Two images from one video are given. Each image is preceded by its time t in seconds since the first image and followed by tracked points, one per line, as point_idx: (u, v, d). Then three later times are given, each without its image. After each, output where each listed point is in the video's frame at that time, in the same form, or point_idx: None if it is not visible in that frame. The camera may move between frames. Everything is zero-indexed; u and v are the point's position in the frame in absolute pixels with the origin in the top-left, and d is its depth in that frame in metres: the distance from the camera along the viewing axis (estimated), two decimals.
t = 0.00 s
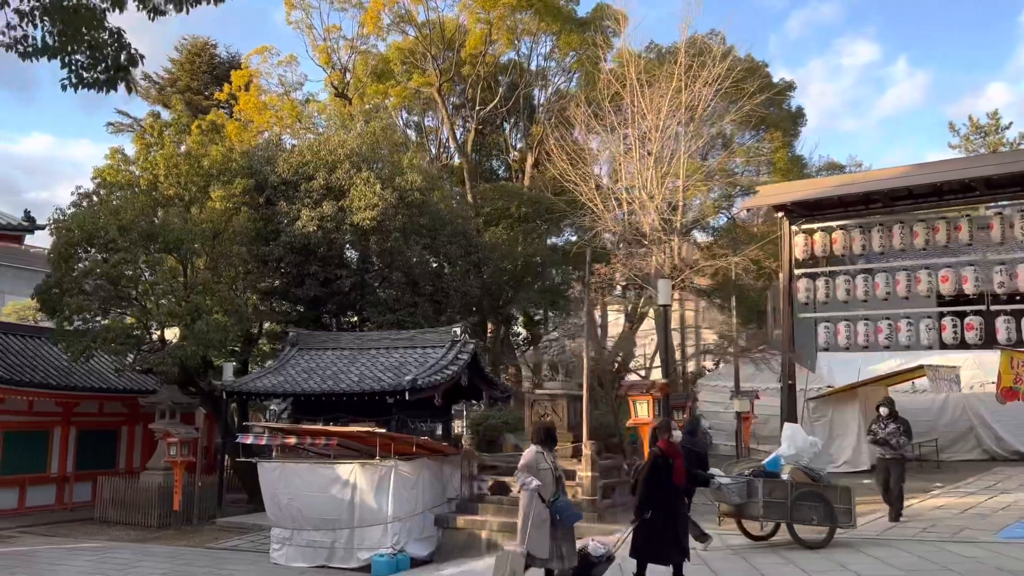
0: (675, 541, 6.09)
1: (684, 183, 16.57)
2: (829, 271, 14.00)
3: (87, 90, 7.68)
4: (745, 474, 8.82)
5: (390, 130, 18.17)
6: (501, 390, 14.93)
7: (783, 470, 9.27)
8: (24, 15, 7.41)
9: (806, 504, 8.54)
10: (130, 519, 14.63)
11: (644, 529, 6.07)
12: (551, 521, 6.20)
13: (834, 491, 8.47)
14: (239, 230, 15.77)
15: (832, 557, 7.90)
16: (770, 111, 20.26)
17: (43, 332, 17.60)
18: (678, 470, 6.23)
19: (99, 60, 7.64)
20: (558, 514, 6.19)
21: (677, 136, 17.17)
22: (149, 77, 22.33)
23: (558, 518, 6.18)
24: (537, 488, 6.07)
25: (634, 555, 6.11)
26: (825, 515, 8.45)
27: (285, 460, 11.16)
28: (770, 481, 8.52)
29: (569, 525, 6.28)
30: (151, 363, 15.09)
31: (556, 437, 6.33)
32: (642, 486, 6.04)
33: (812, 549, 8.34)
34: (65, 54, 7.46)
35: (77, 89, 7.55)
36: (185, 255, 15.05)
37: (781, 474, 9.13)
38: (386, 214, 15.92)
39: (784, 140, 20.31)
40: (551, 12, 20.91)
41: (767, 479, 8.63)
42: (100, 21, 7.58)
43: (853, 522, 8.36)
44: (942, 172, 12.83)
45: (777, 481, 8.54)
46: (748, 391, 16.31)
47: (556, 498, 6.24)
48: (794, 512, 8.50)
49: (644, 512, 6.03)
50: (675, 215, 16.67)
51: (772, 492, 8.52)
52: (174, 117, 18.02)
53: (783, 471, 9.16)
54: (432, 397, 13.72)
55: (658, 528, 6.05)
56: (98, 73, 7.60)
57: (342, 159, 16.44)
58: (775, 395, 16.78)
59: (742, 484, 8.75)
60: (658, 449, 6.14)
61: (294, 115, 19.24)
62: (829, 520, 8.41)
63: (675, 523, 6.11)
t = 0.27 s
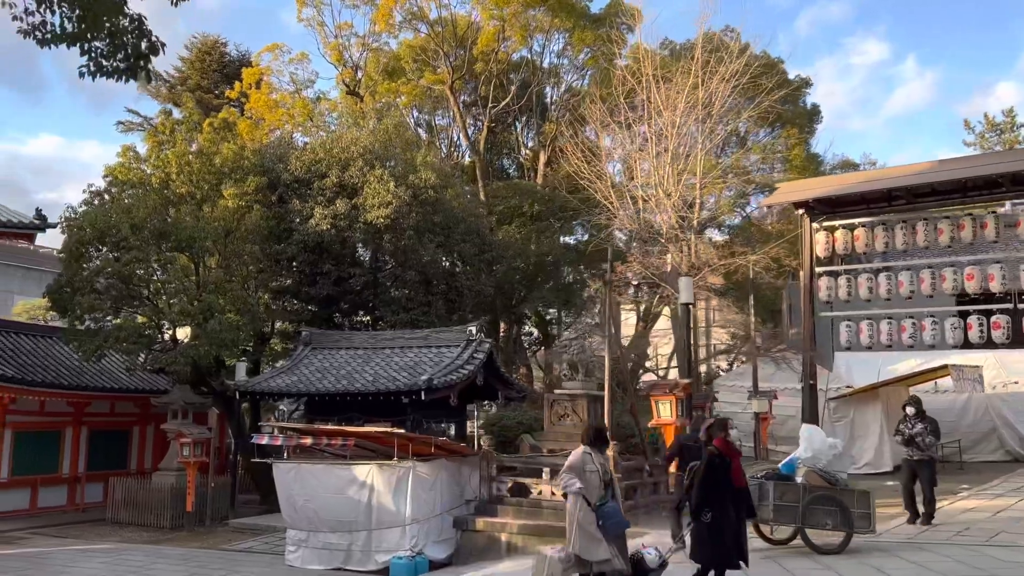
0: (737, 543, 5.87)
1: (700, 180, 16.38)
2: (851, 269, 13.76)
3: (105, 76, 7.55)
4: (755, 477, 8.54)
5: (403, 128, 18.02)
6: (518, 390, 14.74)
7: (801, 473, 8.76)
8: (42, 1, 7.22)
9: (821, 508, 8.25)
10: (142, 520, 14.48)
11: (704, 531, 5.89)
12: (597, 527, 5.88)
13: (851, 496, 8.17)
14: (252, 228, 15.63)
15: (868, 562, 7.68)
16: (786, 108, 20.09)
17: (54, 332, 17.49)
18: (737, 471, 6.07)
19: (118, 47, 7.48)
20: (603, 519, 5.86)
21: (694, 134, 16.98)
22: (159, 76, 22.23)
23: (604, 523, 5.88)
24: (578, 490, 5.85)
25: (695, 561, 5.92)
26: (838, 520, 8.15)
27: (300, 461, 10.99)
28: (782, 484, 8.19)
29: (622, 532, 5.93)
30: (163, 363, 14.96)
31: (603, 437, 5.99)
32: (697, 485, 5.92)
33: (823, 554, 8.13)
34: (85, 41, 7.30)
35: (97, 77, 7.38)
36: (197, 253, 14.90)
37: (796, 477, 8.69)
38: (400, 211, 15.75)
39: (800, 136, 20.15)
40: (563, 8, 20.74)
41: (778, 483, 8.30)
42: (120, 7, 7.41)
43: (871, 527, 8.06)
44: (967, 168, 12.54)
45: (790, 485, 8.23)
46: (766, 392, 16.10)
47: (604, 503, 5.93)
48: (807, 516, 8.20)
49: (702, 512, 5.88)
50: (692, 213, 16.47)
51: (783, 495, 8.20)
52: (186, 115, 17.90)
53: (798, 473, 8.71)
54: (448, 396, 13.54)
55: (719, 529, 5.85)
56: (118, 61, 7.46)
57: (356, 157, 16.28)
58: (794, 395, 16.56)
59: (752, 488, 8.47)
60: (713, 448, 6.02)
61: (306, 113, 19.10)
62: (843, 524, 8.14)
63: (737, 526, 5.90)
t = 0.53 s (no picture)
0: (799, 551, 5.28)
1: (717, 178, 16.18)
2: (872, 267, 13.49)
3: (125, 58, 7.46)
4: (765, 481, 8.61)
5: (415, 126, 17.85)
6: (533, 390, 14.55)
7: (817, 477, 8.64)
8: None
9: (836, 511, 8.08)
10: (153, 521, 14.30)
11: (761, 539, 5.36)
12: (659, 532, 5.96)
13: (866, 498, 7.93)
14: (264, 226, 15.46)
15: (905, 566, 7.47)
16: (801, 105, 19.91)
17: (63, 331, 17.34)
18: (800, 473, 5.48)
19: (140, 32, 7.38)
20: (664, 525, 5.93)
21: (709, 131, 16.79)
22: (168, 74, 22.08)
23: (666, 528, 5.94)
24: (636, 495, 5.87)
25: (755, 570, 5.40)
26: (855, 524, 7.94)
27: (316, 462, 10.80)
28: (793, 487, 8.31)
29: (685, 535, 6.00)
30: (174, 363, 14.79)
31: (656, 441, 6.00)
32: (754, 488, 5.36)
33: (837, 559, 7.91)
34: (107, 25, 7.20)
35: (118, 61, 7.28)
36: (208, 252, 14.74)
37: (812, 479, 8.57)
38: (413, 209, 15.56)
39: (815, 133, 19.97)
40: (575, 5, 20.62)
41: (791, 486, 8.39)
42: None
43: (889, 530, 7.82)
44: (992, 163, 12.28)
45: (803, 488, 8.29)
46: (784, 392, 15.89)
47: (663, 507, 5.99)
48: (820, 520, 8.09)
49: (757, 519, 5.34)
50: (708, 211, 16.27)
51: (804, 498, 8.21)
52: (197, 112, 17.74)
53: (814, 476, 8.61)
54: (463, 396, 13.35)
55: (777, 538, 5.29)
56: (140, 47, 7.37)
57: (368, 154, 16.10)
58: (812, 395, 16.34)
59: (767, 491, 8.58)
60: (772, 449, 5.44)
61: (316, 111, 18.94)
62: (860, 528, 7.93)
63: (799, 536, 5.30)
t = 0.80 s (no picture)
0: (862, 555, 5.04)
1: (731, 174, 16.00)
2: (892, 264, 13.24)
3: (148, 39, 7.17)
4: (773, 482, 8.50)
5: (425, 122, 17.69)
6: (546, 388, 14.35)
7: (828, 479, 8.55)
8: None
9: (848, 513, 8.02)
10: (162, 521, 14.13)
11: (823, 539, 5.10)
12: (708, 534, 5.54)
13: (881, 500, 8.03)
14: (274, 223, 15.29)
15: (940, 568, 7.26)
16: (814, 101, 19.73)
17: (71, 329, 17.19)
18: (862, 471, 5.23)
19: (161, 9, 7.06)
20: (716, 526, 5.52)
21: (723, 127, 16.60)
22: (175, 71, 21.95)
23: (717, 529, 5.52)
24: (688, 494, 5.43)
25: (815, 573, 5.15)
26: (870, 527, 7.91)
27: (329, 461, 10.61)
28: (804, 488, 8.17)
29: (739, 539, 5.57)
30: (183, 361, 14.63)
31: (709, 437, 5.58)
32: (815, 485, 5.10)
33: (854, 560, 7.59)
34: (127, 2, 6.96)
35: (137, 41, 7.02)
36: (218, 249, 14.57)
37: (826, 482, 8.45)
38: (424, 206, 15.38)
39: (827, 129, 19.80)
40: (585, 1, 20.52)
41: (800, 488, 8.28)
42: None
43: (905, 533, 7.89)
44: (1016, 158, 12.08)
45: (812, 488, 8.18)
46: (799, 391, 15.68)
47: (715, 507, 5.56)
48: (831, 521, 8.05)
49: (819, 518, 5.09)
50: (723, 207, 16.08)
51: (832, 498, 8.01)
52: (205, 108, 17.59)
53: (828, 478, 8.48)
54: (477, 395, 13.17)
55: (840, 538, 5.05)
56: (160, 24, 7.06)
57: (379, 150, 15.93)
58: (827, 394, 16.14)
59: (777, 492, 8.47)
60: (833, 445, 5.19)
61: (325, 107, 18.79)
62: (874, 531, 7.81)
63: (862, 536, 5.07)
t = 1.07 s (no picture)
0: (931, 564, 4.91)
1: (746, 172, 15.80)
2: (913, 262, 13.03)
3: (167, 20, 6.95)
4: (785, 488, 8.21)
5: (436, 120, 17.52)
6: (560, 389, 14.15)
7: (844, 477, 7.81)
8: None
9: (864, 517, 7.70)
10: (170, 524, 13.95)
11: (895, 550, 4.92)
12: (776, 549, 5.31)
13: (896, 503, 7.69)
14: (284, 221, 15.12)
15: None
16: (827, 99, 19.51)
17: (78, 329, 17.03)
18: (928, 478, 5.13)
19: None
20: (786, 539, 5.33)
21: (737, 125, 16.40)
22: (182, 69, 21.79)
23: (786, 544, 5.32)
24: (754, 505, 5.19)
25: None
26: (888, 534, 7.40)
27: (342, 462, 10.38)
28: (816, 492, 7.82)
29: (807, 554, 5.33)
30: (192, 362, 14.47)
31: (777, 445, 5.35)
32: (886, 491, 4.91)
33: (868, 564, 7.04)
34: None
35: (157, 24, 6.78)
36: (227, 248, 14.41)
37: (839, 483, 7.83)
38: (435, 204, 15.18)
39: (842, 126, 19.57)
40: None
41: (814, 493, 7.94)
42: None
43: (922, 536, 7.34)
44: None
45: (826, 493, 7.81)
46: (815, 392, 15.46)
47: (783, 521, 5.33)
48: (845, 526, 7.73)
49: (891, 528, 4.92)
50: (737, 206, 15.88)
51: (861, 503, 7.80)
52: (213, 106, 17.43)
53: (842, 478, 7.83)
54: (490, 395, 12.96)
55: (913, 548, 4.89)
56: (178, 9, 6.85)
57: (389, 147, 15.74)
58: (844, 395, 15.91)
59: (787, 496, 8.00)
60: (902, 451, 5.06)
61: (334, 105, 18.62)
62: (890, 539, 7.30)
63: (933, 546, 4.93)
